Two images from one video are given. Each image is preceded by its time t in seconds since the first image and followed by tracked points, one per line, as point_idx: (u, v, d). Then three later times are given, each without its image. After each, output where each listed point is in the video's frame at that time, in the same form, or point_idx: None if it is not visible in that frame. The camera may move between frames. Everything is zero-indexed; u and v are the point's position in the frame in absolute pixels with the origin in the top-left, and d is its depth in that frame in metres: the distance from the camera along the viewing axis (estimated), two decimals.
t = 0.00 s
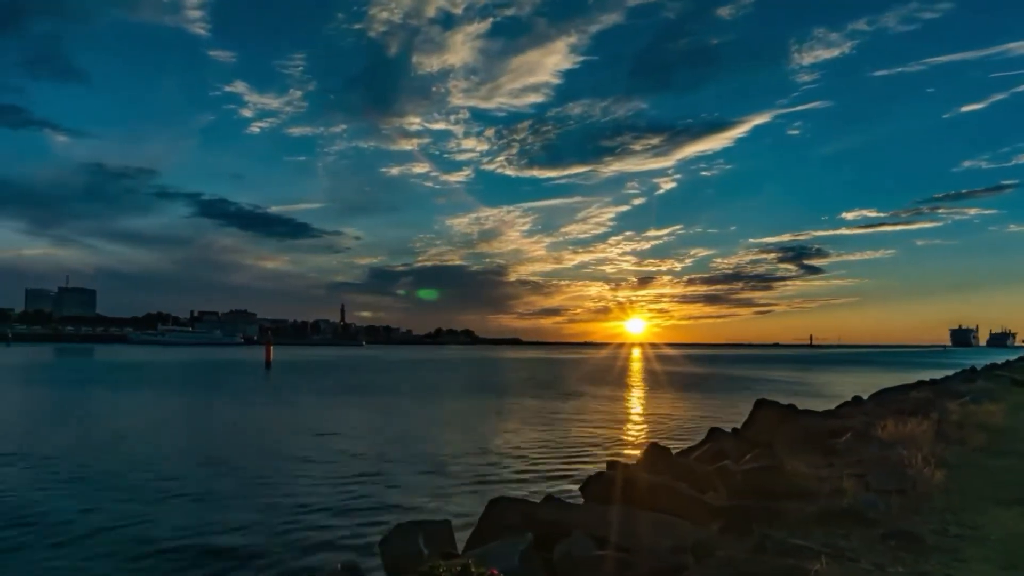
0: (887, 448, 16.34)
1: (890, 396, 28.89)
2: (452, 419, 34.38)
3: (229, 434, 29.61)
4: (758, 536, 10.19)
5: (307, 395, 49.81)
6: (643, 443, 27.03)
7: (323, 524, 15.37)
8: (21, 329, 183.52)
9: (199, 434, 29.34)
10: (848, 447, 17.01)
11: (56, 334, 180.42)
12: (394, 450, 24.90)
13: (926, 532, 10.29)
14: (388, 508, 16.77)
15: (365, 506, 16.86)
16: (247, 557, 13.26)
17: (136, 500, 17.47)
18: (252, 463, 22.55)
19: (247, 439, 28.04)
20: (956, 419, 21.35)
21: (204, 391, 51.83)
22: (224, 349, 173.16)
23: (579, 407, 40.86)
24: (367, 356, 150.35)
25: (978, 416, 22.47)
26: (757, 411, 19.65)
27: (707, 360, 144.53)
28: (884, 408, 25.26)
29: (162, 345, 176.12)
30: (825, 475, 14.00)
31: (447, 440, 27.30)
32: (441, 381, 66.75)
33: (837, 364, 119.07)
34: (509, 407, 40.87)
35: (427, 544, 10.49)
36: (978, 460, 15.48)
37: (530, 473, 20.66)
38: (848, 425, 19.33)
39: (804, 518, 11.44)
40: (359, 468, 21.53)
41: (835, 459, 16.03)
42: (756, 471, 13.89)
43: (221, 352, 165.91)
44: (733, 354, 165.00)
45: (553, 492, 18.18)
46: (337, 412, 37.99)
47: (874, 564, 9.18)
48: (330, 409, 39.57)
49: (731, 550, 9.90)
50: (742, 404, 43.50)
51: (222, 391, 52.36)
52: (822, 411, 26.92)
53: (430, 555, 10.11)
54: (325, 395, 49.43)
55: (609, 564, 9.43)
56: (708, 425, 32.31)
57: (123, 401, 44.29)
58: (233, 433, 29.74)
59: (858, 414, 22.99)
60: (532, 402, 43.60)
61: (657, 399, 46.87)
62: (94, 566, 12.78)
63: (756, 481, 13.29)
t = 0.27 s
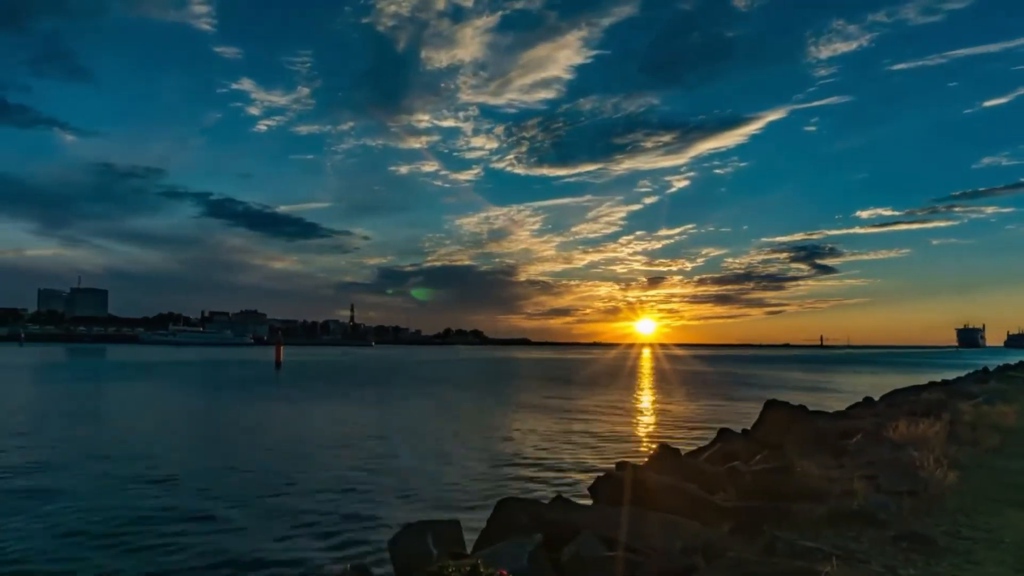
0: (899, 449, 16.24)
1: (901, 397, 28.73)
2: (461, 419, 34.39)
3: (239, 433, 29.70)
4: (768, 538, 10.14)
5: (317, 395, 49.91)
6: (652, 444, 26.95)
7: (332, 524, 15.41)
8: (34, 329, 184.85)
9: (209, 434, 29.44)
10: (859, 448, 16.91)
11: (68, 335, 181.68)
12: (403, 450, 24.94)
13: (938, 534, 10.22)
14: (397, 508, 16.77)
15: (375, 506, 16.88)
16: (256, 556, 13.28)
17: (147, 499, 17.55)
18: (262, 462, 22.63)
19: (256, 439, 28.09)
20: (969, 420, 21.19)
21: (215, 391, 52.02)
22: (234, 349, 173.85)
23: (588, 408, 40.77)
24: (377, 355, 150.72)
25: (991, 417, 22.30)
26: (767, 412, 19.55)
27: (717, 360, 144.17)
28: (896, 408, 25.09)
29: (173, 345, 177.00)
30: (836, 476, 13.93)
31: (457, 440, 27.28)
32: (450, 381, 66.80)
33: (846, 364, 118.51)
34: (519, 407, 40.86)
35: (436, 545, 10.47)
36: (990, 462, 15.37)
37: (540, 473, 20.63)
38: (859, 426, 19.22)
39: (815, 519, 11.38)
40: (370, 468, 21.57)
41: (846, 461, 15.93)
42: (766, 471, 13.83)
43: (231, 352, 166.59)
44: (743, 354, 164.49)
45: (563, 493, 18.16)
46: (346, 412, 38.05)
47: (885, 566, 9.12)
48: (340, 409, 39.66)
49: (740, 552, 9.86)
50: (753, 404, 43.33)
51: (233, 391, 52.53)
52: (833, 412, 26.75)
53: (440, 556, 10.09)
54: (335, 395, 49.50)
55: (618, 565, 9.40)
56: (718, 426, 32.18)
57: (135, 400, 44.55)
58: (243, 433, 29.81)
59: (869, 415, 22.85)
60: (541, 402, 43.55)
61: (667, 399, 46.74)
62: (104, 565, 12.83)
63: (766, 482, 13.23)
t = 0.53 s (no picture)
0: (909, 450, 16.14)
1: (911, 398, 28.58)
2: (468, 420, 34.34)
3: (247, 433, 29.73)
4: (777, 539, 10.08)
5: (325, 395, 49.96)
6: (660, 444, 26.88)
7: (340, 523, 15.42)
8: (45, 329, 186.05)
9: (217, 434, 29.48)
10: (869, 449, 16.81)
11: (78, 334, 182.51)
12: (410, 450, 24.91)
13: (949, 536, 10.14)
14: (404, 509, 16.76)
15: (382, 506, 16.88)
16: (265, 556, 13.30)
17: (156, 499, 17.58)
18: (271, 462, 22.66)
19: (264, 439, 28.11)
20: (980, 421, 21.03)
21: (224, 391, 52.12)
22: (242, 349, 174.32)
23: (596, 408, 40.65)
24: (386, 355, 150.99)
25: (1002, 418, 22.12)
26: (776, 412, 19.45)
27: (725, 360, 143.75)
28: (906, 410, 24.94)
29: (182, 345, 177.59)
30: (846, 478, 13.85)
31: (464, 440, 27.24)
32: (457, 381, 66.77)
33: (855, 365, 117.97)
34: (526, 407, 40.78)
35: (444, 545, 10.47)
36: (1001, 463, 15.24)
37: (548, 474, 20.59)
38: (869, 427, 19.10)
39: (824, 520, 11.32)
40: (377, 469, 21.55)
41: (856, 462, 15.84)
42: (775, 472, 13.76)
43: (239, 351, 167.06)
44: (753, 355, 163.97)
45: (571, 494, 18.12)
46: (354, 412, 38.06)
47: (895, 568, 9.06)
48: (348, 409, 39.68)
49: (749, 553, 9.82)
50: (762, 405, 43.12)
51: (241, 391, 52.61)
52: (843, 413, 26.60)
53: (447, 556, 10.08)
54: (343, 395, 49.54)
55: (626, 565, 9.37)
56: (727, 427, 32.04)
57: (145, 400, 44.72)
58: (251, 433, 29.84)
59: (879, 416, 22.71)
60: (549, 403, 43.45)
61: (675, 400, 46.58)
62: (113, 564, 12.87)
63: (775, 483, 13.16)
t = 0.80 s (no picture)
0: (918, 452, 16.06)
1: (920, 399, 28.48)
2: (474, 420, 34.34)
3: (254, 433, 29.78)
4: (785, 540, 10.05)
5: (331, 395, 50.03)
6: (667, 444, 26.83)
7: (347, 523, 15.45)
8: (56, 329, 187.22)
9: (224, 434, 29.55)
10: (877, 450, 16.73)
11: (87, 334, 183.31)
12: (417, 450, 24.93)
13: (958, 537, 10.08)
14: (411, 508, 16.77)
15: (389, 506, 16.90)
16: (272, 555, 13.33)
17: (164, 498, 17.62)
18: (279, 462, 22.70)
19: (271, 439, 28.14)
20: (990, 422, 20.90)
21: (231, 391, 52.24)
22: (250, 349, 174.81)
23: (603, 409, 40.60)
24: (394, 355, 151.29)
25: (1012, 419, 21.98)
26: (784, 413, 19.39)
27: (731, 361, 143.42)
28: (915, 411, 24.82)
29: (189, 344, 178.17)
30: (854, 479, 13.79)
31: (471, 441, 27.23)
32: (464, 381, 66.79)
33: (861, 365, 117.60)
34: (532, 407, 40.74)
35: (450, 545, 10.47)
36: (1012, 464, 15.13)
37: (554, 474, 20.57)
38: (877, 428, 19.02)
39: (832, 521, 11.28)
40: (385, 469, 21.56)
41: (864, 463, 15.77)
42: (783, 473, 13.71)
43: (247, 351, 167.49)
44: (761, 355, 163.70)
45: (578, 494, 18.10)
46: (361, 412, 38.09)
47: (903, 569, 9.02)
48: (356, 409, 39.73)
49: (756, 554, 9.79)
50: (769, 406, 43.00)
51: (248, 391, 52.71)
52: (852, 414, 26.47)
53: (454, 556, 10.09)
54: (349, 395, 49.58)
55: (632, 565, 9.36)
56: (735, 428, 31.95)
57: (154, 399, 44.88)
58: (258, 433, 29.87)
59: (888, 417, 22.61)
60: (556, 403, 43.40)
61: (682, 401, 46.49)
62: (121, 563, 12.91)
63: (783, 484, 13.12)
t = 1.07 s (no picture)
0: (928, 453, 15.95)
1: (931, 400, 28.27)
2: (481, 420, 34.32)
3: (262, 433, 29.84)
4: (795, 541, 10.00)
5: (340, 394, 50.10)
6: (675, 445, 26.74)
7: (356, 523, 15.45)
8: (67, 329, 188.63)
9: (232, 433, 29.61)
10: (887, 452, 16.62)
11: (96, 334, 184.23)
12: (425, 450, 24.92)
13: (969, 540, 10.00)
14: (419, 509, 16.76)
15: (397, 506, 16.90)
16: (280, 555, 13.34)
17: (174, 498, 17.68)
18: (287, 462, 22.74)
19: (279, 439, 28.19)
20: (1001, 423, 20.74)
21: (239, 391, 52.35)
22: (258, 348, 175.35)
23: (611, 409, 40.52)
24: (403, 355, 151.63)
25: None
26: (793, 414, 19.29)
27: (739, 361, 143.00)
28: (926, 412, 24.66)
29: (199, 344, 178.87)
30: (864, 480, 13.71)
31: (478, 441, 27.21)
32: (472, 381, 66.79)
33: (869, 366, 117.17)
34: (540, 408, 40.67)
35: (459, 545, 10.46)
36: None
37: (562, 474, 20.52)
38: (887, 430, 18.89)
39: (842, 522, 11.21)
40: (394, 469, 21.56)
41: (874, 465, 15.67)
42: (792, 474, 13.64)
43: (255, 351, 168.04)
44: (770, 356, 163.21)
45: (587, 495, 18.05)
46: (369, 412, 38.12)
47: (914, 572, 8.95)
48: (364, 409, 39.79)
49: (765, 555, 9.74)
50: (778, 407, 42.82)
51: (257, 391, 52.82)
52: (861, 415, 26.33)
53: (462, 556, 10.08)
54: (357, 395, 49.64)
55: (641, 566, 9.33)
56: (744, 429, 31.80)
57: (164, 399, 45.11)
58: (266, 432, 29.93)
59: (898, 418, 22.46)
60: (564, 403, 43.32)
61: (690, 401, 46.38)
62: (131, 562, 12.94)
63: (793, 485, 13.05)
